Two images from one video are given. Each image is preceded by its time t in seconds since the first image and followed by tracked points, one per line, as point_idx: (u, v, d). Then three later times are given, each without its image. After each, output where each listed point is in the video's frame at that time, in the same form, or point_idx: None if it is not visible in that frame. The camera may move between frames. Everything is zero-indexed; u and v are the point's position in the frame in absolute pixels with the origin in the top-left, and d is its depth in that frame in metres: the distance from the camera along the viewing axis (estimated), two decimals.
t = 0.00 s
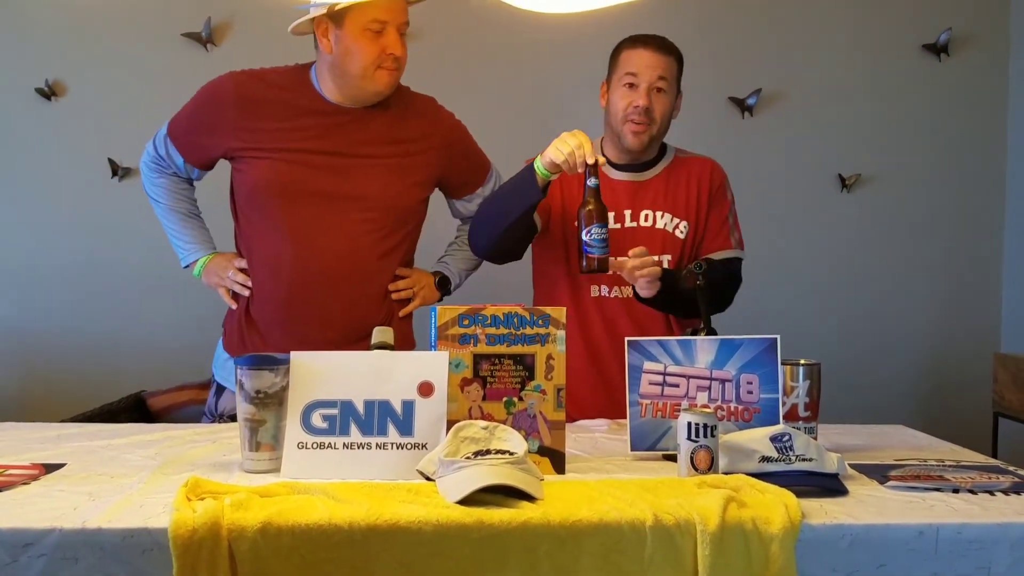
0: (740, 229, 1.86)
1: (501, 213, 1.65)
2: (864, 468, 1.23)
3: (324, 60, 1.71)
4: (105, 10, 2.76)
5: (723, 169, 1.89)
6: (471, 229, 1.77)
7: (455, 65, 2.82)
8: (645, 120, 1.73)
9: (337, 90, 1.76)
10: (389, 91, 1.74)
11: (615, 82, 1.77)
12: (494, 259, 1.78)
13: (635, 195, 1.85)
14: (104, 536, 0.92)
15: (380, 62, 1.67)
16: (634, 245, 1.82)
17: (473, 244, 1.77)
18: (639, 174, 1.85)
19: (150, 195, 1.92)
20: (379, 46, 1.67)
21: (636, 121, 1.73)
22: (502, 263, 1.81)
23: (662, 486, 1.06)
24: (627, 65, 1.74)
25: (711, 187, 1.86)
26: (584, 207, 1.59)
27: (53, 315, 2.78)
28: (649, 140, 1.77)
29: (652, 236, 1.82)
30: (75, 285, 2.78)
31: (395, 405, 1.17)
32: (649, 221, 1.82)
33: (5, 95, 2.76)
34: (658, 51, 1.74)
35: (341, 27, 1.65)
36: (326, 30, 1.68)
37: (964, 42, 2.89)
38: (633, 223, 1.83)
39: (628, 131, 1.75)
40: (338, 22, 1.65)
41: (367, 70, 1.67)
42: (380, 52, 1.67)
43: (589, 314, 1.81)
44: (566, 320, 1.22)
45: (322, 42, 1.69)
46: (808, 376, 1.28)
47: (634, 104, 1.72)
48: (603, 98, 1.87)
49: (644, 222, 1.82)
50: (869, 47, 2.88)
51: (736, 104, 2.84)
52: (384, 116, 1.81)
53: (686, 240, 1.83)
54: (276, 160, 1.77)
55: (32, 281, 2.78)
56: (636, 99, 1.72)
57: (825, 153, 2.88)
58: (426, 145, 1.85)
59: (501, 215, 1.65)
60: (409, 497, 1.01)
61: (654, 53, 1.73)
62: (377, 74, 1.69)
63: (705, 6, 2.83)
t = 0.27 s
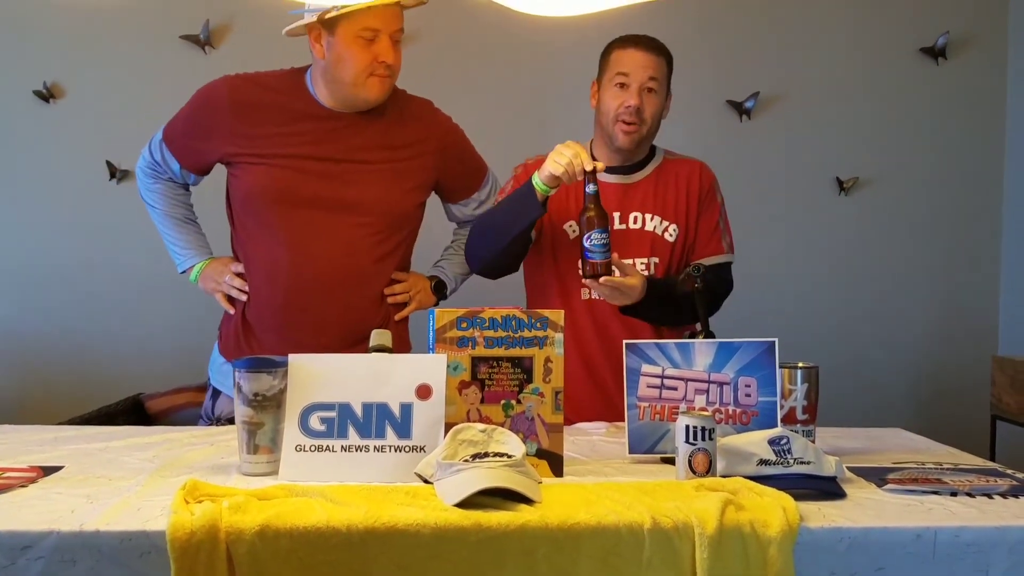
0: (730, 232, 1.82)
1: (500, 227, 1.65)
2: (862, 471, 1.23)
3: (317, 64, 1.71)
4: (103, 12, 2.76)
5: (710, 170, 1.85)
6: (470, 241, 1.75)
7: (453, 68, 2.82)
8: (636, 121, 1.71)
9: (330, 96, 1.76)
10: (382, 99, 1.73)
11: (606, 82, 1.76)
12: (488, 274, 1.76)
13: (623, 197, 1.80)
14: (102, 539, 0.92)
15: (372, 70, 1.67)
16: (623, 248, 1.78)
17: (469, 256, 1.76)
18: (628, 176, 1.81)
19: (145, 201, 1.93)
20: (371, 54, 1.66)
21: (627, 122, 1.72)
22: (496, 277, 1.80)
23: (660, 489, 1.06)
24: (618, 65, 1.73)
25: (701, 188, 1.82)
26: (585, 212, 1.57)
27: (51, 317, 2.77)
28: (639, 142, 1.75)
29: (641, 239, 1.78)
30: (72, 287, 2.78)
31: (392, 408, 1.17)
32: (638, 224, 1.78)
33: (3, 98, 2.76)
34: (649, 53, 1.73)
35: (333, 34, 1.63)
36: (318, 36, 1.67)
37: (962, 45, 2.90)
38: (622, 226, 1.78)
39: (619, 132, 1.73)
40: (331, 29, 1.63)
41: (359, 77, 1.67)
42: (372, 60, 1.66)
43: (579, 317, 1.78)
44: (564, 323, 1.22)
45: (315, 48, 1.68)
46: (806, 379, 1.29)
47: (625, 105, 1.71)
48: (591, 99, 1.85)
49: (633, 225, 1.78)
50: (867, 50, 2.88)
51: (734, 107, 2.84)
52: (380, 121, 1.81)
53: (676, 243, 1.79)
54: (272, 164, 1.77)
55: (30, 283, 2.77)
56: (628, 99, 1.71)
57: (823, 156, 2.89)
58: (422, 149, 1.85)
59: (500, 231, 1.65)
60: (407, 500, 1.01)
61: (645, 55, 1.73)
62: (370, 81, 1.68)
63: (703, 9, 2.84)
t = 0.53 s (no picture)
0: (725, 233, 1.81)
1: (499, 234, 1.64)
2: (861, 474, 1.23)
3: (312, 67, 1.72)
4: (103, 14, 2.76)
5: (705, 171, 1.85)
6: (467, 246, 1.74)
7: (452, 71, 2.83)
8: (632, 122, 1.72)
9: (324, 99, 1.76)
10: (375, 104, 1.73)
11: (602, 85, 1.76)
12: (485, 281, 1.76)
13: (618, 200, 1.79)
14: (101, 540, 0.92)
15: (363, 74, 1.67)
16: (618, 250, 1.77)
17: (467, 263, 1.76)
18: (623, 179, 1.81)
19: (142, 204, 1.93)
20: (363, 58, 1.65)
21: (624, 124, 1.72)
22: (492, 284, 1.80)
23: (659, 492, 1.06)
24: (614, 68, 1.74)
25: (695, 189, 1.82)
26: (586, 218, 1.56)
27: (50, 318, 2.77)
28: (635, 143, 1.75)
29: (636, 242, 1.77)
30: (71, 289, 2.78)
31: (392, 409, 1.17)
32: (634, 227, 1.77)
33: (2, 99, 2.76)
34: (645, 56, 1.74)
35: (326, 37, 1.65)
36: (312, 38, 1.70)
37: (961, 48, 2.90)
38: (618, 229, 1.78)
39: (614, 133, 1.73)
40: (324, 32, 1.65)
41: (350, 80, 1.67)
42: (364, 64, 1.65)
43: (577, 319, 1.78)
44: (563, 326, 1.22)
45: (309, 50, 1.70)
46: (805, 381, 1.29)
47: (621, 107, 1.71)
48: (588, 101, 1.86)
49: (628, 228, 1.77)
50: (866, 53, 2.89)
51: (733, 109, 2.85)
52: (376, 123, 1.81)
53: (671, 246, 1.79)
54: (268, 167, 1.77)
55: (29, 284, 2.77)
56: (623, 101, 1.71)
57: (823, 158, 2.89)
58: (419, 152, 1.85)
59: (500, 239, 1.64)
60: (406, 502, 1.01)
61: (641, 58, 1.73)
62: (361, 86, 1.68)
63: (702, 12, 2.84)
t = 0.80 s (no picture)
0: (720, 234, 1.81)
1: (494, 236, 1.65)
2: (861, 474, 1.23)
3: (304, 70, 1.72)
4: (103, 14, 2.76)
5: (701, 173, 1.85)
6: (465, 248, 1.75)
7: (452, 72, 2.83)
8: (628, 123, 1.71)
9: (317, 101, 1.76)
10: (365, 109, 1.73)
11: (598, 85, 1.76)
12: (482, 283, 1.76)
13: (614, 203, 1.79)
14: (101, 541, 0.92)
15: (354, 79, 1.67)
16: (614, 253, 1.77)
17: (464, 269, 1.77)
18: (619, 182, 1.81)
19: (139, 209, 1.93)
20: (355, 63, 1.65)
21: (619, 126, 1.72)
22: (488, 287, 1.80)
23: (659, 493, 1.06)
24: (609, 68, 1.74)
25: (690, 191, 1.81)
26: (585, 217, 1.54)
27: (50, 319, 2.77)
28: (631, 144, 1.75)
29: (631, 245, 1.77)
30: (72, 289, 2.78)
31: (392, 410, 1.17)
32: (629, 230, 1.77)
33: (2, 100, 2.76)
34: (641, 58, 1.74)
35: (318, 41, 1.64)
36: (304, 41, 1.69)
37: (961, 49, 2.90)
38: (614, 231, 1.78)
39: (610, 134, 1.73)
40: (316, 36, 1.64)
41: (340, 85, 1.67)
42: (355, 69, 1.65)
43: (573, 322, 1.78)
44: (563, 326, 1.22)
45: (301, 53, 1.70)
46: (806, 382, 1.28)
47: (616, 108, 1.71)
48: (583, 102, 1.85)
49: (624, 231, 1.78)
50: (867, 54, 2.89)
51: (733, 110, 2.85)
52: (372, 123, 1.81)
53: (667, 248, 1.79)
54: (265, 169, 1.77)
55: (29, 285, 2.77)
56: (619, 102, 1.71)
57: (823, 159, 2.89)
58: (415, 151, 1.85)
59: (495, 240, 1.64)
60: (406, 502, 1.00)
61: (637, 59, 1.73)
62: (351, 91, 1.68)
63: (702, 12, 2.84)
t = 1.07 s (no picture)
0: (715, 235, 1.81)
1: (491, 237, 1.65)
2: (861, 474, 1.23)
3: (299, 70, 1.71)
4: (104, 13, 2.76)
5: (696, 174, 1.84)
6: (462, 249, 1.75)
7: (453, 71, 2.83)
8: (622, 125, 1.71)
9: (312, 101, 1.76)
10: (359, 113, 1.73)
11: (593, 87, 1.76)
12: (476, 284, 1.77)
13: (609, 205, 1.79)
14: (101, 540, 0.92)
15: (349, 83, 1.66)
16: (609, 255, 1.77)
17: (461, 269, 1.77)
18: (613, 184, 1.80)
19: (137, 211, 1.93)
20: (350, 66, 1.65)
21: (614, 128, 1.72)
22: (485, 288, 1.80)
23: (659, 492, 1.06)
24: (604, 71, 1.74)
25: (685, 192, 1.81)
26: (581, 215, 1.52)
27: (50, 318, 2.77)
28: (626, 146, 1.75)
29: (627, 247, 1.77)
30: (72, 288, 2.78)
31: (392, 410, 1.17)
32: (625, 232, 1.78)
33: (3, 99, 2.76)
34: (636, 60, 1.74)
35: (313, 44, 1.63)
36: (299, 42, 1.68)
37: (962, 49, 2.90)
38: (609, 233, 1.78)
39: (605, 136, 1.73)
40: (311, 38, 1.63)
41: (334, 88, 1.67)
42: (350, 73, 1.65)
43: (570, 322, 1.78)
44: (564, 326, 1.22)
45: (296, 54, 1.69)
46: (806, 382, 1.28)
47: (611, 110, 1.71)
48: (579, 104, 1.85)
49: (619, 233, 1.78)
50: (867, 55, 2.89)
51: (733, 110, 2.85)
52: (369, 122, 1.81)
53: (663, 250, 1.79)
54: (263, 169, 1.77)
55: (29, 284, 2.77)
56: (614, 104, 1.71)
57: (824, 159, 2.89)
58: (412, 149, 1.85)
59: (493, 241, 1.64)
60: (406, 502, 1.00)
61: (632, 61, 1.73)
62: (344, 94, 1.68)
63: (703, 12, 2.84)
